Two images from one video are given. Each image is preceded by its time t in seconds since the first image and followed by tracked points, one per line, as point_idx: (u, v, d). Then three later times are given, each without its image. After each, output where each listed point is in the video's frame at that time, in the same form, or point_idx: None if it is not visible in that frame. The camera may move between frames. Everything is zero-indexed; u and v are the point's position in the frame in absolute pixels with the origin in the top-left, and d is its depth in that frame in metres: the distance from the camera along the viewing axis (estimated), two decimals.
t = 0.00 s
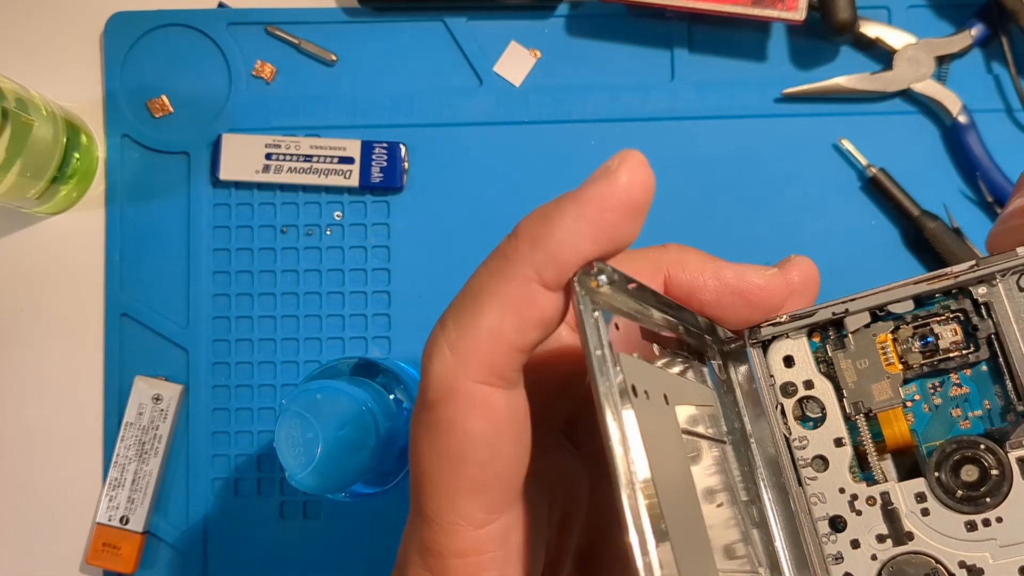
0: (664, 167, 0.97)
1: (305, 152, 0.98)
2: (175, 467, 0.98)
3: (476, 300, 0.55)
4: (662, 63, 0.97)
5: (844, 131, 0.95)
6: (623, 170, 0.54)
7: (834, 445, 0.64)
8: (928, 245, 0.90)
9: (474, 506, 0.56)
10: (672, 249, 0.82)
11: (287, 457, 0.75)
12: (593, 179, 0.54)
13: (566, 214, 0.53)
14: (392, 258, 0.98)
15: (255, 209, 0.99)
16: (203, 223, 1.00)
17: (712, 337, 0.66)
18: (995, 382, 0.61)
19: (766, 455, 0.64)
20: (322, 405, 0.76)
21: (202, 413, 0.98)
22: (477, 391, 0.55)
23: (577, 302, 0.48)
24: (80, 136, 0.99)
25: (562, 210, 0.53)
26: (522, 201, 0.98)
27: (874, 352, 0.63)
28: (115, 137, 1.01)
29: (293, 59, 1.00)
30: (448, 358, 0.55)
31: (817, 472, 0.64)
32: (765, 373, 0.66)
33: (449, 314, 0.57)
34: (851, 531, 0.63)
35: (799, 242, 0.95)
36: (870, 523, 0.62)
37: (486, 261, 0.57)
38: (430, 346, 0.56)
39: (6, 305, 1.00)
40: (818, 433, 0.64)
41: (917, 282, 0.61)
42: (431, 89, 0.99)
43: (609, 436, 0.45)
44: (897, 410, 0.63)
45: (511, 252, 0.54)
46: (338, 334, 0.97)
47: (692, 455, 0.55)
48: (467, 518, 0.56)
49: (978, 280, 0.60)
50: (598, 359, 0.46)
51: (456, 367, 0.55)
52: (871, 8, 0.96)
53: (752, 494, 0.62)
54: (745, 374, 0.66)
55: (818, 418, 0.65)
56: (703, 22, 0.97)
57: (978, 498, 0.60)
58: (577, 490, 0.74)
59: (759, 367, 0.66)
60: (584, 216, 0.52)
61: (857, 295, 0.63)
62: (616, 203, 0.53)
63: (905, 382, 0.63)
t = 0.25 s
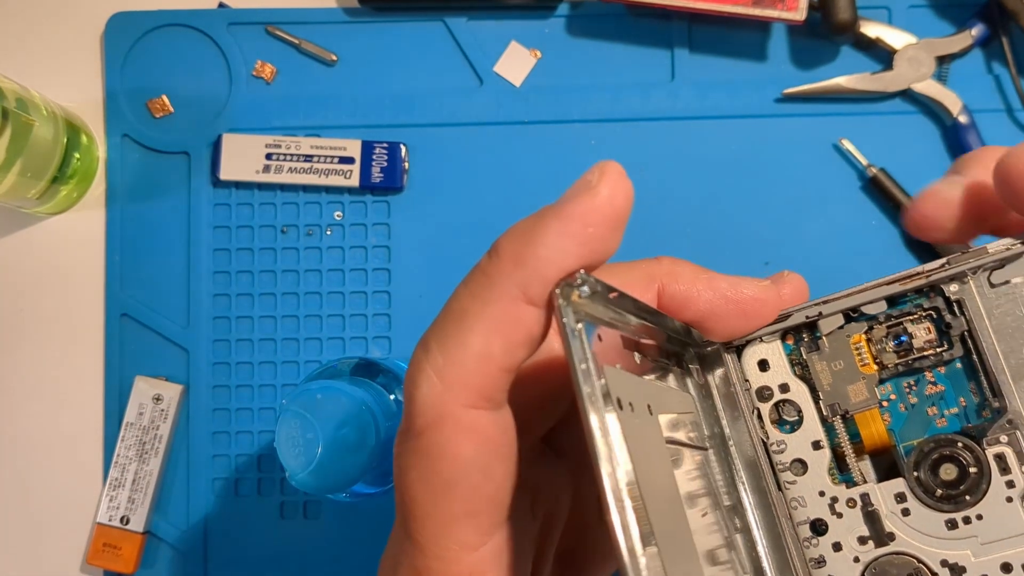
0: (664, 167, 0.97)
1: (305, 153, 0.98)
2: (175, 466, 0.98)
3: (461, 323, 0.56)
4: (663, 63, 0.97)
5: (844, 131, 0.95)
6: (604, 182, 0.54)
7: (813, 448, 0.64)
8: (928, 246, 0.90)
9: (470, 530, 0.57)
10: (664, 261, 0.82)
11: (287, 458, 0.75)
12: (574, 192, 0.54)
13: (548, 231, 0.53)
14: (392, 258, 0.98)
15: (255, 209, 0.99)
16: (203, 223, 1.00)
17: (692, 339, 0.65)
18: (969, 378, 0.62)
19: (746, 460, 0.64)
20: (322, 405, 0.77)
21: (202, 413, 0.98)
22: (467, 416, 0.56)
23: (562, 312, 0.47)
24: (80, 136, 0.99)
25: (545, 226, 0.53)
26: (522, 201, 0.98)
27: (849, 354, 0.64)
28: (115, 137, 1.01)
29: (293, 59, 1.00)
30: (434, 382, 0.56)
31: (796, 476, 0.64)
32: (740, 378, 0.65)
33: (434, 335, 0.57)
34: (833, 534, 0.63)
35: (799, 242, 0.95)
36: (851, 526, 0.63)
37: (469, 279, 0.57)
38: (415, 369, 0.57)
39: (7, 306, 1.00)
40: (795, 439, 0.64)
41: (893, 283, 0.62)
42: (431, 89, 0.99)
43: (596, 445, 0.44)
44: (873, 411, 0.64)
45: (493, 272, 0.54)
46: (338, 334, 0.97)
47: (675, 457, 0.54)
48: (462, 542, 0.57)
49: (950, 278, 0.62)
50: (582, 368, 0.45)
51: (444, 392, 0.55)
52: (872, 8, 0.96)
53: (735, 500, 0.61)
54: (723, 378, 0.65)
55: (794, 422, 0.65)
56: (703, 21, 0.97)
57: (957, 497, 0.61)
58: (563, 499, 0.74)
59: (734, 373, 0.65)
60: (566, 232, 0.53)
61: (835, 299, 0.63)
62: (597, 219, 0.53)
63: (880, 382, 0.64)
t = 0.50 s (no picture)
0: (664, 167, 0.97)
1: (305, 152, 0.98)
2: (175, 466, 0.98)
3: (442, 337, 0.55)
4: (663, 63, 0.97)
5: (844, 131, 0.95)
6: (579, 185, 0.54)
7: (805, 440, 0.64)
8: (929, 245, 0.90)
9: (461, 542, 0.57)
10: (647, 260, 0.81)
11: (286, 458, 0.75)
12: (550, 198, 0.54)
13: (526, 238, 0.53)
14: (392, 258, 0.98)
15: (255, 209, 0.99)
16: (203, 223, 1.00)
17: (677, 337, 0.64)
18: (959, 362, 0.63)
19: (738, 453, 0.63)
20: (321, 404, 0.77)
21: (202, 413, 0.98)
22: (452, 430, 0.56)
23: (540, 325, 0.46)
24: (80, 136, 0.99)
25: (524, 234, 0.53)
26: (521, 200, 0.98)
27: (836, 343, 0.64)
28: (114, 137, 1.01)
29: (293, 58, 1.00)
30: (416, 401, 0.56)
31: (790, 469, 0.64)
32: (729, 372, 0.65)
33: (415, 350, 0.57)
34: (829, 525, 0.63)
35: (800, 242, 0.95)
36: (847, 516, 0.63)
37: (447, 291, 0.57)
38: (395, 387, 0.57)
39: (6, 306, 1.00)
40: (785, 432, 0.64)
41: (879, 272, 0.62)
42: (431, 88, 0.99)
43: (583, 459, 0.44)
44: (864, 399, 0.64)
45: (472, 285, 0.54)
46: (338, 334, 0.97)
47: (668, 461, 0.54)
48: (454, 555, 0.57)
49: (935, 263, 0.62)
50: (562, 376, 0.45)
51: (430, 408, 0.55)
52: (872, 8, 0.96)
53: (729, 497, 0.61)
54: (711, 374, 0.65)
55: (785, 415, 0.65)
56: (703, 21, 0.97)
57: (951, 483, 0.61)
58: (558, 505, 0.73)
59: (721, 365, 0.65)
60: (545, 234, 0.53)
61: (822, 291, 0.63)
62: (572, 220, 0.53)
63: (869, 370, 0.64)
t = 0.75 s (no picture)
0: (664, 168, 0.97)
1: (305, 152, 0.98)
2: (175, 466, 0.98)
3: (495, 437, 0.56)
4: (662, 63, 0.97)
5: (844, 132, 0.95)
6: (630, 266, 0.56)
7: (815, 455, 0.62)
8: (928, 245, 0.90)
9: None
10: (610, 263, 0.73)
11: (287, 457, 0.76)
12: (601, 285, 0.55)
13: (582, 328, 0.55)
14: (392, 258, 0.98)
15: (255, 209, 0.99)
16: (203, 223, 1.00)
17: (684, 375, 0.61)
18: (963, 364, 0.64)
19: (752, 476, 0.61)
20: (323, 405, 0.77)
21: (202, 413, 0.98)
22: (506, 533, 0.57)
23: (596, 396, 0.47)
24: (80, 135, 0.99)
25: (577, 324, 0.55)
26: (521, 201, 0.98)
27: (842, 355, 0.63)
28: (114, 137, 1.01)
29: (293, 59, 1.00)
30: (466, 502, 0.56)
31: (801, 485, 0.62)
32: (734, 392, 0.63)
33: (462, 445, 0.57)
34: (843, 537, 0.62)
35: (799, 242, 0.95)
36: (860, 526, 0.62)
37: (496, 385, 0.57)
38: (443, 485, 0.57)
39: (6, 305, 1.00)
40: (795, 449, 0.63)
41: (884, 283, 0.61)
42: (431, 89, 0.99)
43: (642, 508, 0.47)
44: (872, 411, 0.64)
45: (528, 381, 0.55)
46: (338, 334, 0.97)
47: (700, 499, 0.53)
48: None
49: (941, 267, 0.62)
50: (617, 431, 0.47)
51: (481, 512, 0.56)
52: (872, 8, 0.96)
53: (746, 517, 0.59)
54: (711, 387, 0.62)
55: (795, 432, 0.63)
56: (703, 21, 0.97)
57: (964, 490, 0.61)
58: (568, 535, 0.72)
59: (728, 389, 0.63)
60: (600, 326, 0.55)
61: (829, 307, 0.62)
62: (625, 310, 0.55)
63: (877, 379, 0.64)
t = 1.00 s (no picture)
0: (664, 167, 0.97)
1: (305, 152, 0.98)
2: (175, 466, 0.98)
3: (515, 480, 0.53)
4: (663, 63, 0.97)
5: (843, 132, 0.95)
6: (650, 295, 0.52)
7: (816, 459, 0.62)
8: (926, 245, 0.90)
9: None
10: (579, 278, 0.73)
11: (288, 457, 0.76)
12: (621, 319, 0.51)
13: (604, 365, 0.52)
14: (392, 258, 0.98)
15: (255, 209, 0.99)
16: (203, 223, 1.00)
17: (683, 388, 0.58)
18: (957, 362, 0.64)
19: (752, 485, 0.59)
20: (322, 405, 0.76)
21: (202, 414, 0.98)
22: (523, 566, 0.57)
23: (619, 434, 0.48)
24: (80, 136, 0.99)
25: (598, 362, 0.52)
26: (521, 201, 0.98)
27: (840, 357, 0.63)
28: (115, 137, 1.01)
29: (293, 59, 1.00)
30: (484, 541, 0.55)
31: (802, 489, 0.62)
32: (733, 399, 0.62)
33: (478, 488, 0.54)
34: (844, 538, 0.62)
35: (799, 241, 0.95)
36: (861, 527, 0.62)
37: (513, 425, 0.53)
38: (460, 525, 0.55)
39: (6, 305, 1.00)
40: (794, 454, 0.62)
41: (877, 286, 0.62)
42: (431, 89, 0.99)
43: (668, 539, 0.48)
44: (871, 412, 0.64)
45: (549, 420, 0.52)
46: (338, 334, 0.97)
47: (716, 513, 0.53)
48: None
49: (936, 268, 0.61)
50: (639, 465, 0.48)
51: (500, 550, 0.55)
52: (872, 7, 0.96)
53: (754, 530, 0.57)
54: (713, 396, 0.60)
55: (794, 438, 0.63)
56: (703, 21, 0.97)
57: (962, 487, 0.61)
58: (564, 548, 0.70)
59: (728, 396, 0.62)
60: (620, 361, 0.52)
61: (823, 312, 0.62)
62: (647, 343, 0.52)
63: (874, 381, 0.64)
